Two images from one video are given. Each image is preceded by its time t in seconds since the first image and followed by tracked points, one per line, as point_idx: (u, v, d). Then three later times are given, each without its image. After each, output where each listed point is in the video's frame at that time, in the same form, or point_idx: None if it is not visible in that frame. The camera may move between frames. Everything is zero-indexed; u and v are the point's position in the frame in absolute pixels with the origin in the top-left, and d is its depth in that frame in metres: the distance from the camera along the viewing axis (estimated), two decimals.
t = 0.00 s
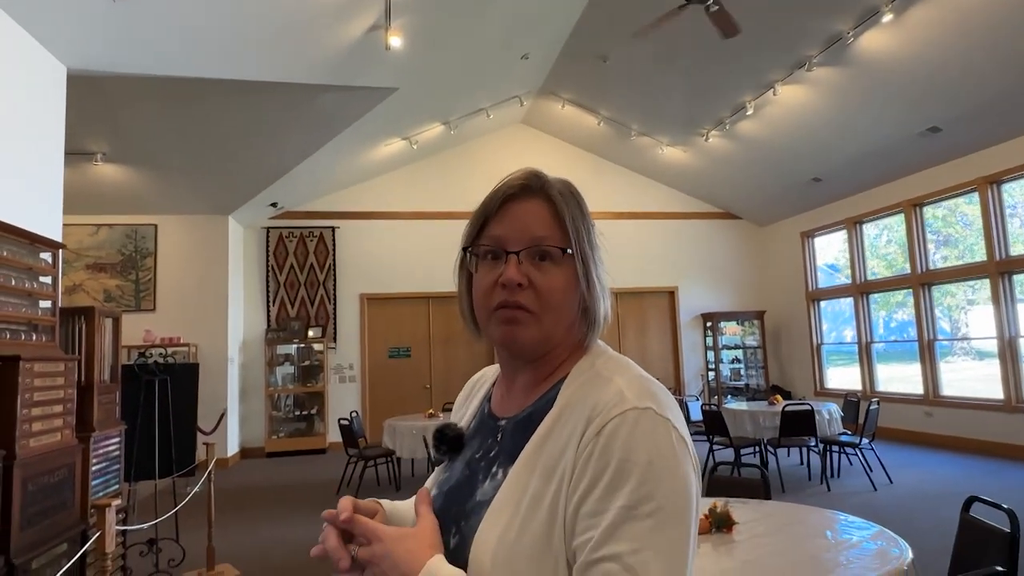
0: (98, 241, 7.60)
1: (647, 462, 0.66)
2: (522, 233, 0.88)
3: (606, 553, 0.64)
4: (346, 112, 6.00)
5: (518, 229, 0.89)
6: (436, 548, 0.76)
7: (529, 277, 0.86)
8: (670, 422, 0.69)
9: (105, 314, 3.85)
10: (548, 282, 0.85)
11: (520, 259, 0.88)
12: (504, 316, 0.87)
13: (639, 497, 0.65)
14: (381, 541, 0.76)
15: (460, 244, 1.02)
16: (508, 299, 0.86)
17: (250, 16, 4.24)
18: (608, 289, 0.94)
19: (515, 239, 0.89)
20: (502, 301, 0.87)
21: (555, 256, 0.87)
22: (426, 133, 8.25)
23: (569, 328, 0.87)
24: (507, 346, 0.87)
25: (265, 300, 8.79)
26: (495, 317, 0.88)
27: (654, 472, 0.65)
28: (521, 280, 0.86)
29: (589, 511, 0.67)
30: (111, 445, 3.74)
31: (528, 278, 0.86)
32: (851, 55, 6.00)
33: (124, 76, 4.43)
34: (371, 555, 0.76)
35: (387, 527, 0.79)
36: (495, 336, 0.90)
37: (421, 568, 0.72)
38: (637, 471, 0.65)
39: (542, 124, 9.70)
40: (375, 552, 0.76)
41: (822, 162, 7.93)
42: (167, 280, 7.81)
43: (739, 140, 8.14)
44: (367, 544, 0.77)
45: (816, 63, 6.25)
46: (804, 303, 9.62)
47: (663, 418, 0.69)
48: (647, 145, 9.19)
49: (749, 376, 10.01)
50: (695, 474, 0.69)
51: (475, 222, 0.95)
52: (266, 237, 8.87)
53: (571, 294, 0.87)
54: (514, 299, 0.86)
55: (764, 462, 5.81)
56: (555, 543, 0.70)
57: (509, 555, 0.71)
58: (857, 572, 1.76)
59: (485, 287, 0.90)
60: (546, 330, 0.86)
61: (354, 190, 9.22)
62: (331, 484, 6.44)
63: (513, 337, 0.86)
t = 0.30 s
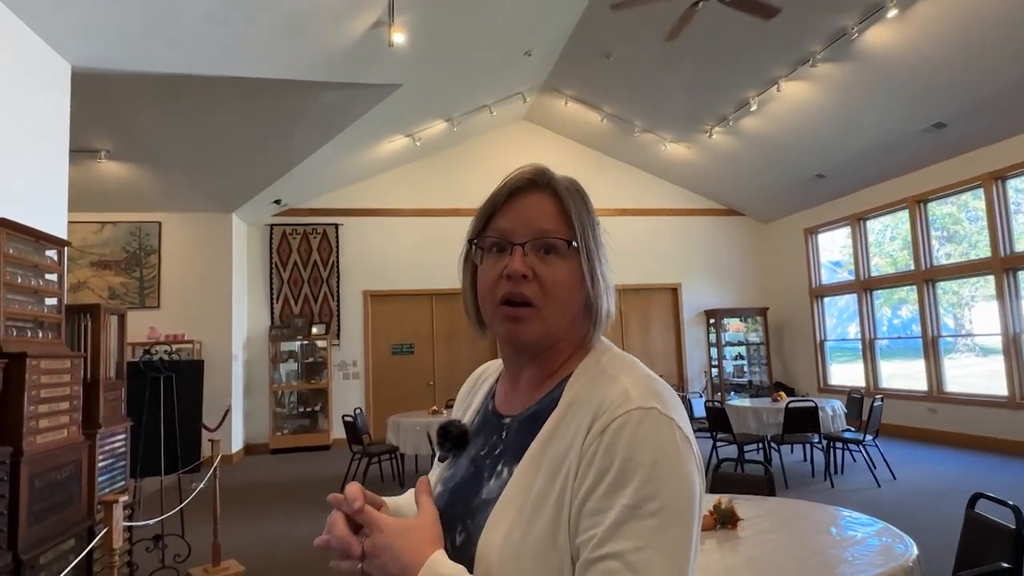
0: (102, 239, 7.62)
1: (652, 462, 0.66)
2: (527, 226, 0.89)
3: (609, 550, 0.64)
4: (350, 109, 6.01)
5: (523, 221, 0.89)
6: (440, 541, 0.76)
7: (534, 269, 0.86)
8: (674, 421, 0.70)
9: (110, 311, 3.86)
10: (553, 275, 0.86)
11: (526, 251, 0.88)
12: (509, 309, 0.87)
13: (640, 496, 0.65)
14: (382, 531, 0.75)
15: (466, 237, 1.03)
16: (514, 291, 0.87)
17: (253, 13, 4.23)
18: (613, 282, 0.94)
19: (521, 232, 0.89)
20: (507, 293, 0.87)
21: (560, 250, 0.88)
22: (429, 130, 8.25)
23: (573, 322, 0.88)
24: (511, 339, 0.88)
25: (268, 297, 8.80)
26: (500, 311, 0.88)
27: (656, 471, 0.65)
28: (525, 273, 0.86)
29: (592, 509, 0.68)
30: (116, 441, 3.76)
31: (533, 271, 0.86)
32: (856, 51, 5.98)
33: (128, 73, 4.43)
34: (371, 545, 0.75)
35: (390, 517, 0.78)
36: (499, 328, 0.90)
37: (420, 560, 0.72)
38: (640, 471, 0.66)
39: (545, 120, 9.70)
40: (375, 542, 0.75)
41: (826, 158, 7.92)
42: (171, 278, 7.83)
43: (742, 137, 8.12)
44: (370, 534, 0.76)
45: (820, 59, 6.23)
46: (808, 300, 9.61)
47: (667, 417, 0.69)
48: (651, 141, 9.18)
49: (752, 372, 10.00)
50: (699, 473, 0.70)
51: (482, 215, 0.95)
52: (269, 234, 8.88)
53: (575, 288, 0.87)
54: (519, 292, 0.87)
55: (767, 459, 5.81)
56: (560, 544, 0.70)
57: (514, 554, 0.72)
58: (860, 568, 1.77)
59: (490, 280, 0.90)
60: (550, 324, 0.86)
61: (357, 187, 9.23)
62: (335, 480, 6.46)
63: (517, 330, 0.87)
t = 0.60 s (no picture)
0: (102, 236, 7.61)
1: (660, 462, 0.65)
2: (515, 223, 0.89)
3: (616, 550, 0.64)
4: (350, 106, 6.00)
5: (512, 219, 0.90)
6: (433, 544, 0.74)
7: (521, 265, 0.86)
8: (681, 422, 0.69)
9: (110, 308, 3.85)
10: (540, 270, 0.85)
11: (513, 248, 0.88)
12: (497, 305, 0.87)
13: (648, 497, 0.65)
14: (370, 540, 0.73)
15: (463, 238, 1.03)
16: (502, 287, 0.87)
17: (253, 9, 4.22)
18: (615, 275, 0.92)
19: (509, 229, 0.90)
20: (496, 290, 0.87)
21: (549, 245, 0.87)
22: (430, 127, 8.23)
23: (564, 317, 0.87)
24: (502, 336, 0.88)
25: (269, 294, 8.80)
26: (491, 308, 0.88)
27: (665, 472, 0.65)
28: (513, 269, 0.86)
29: (599, 510, 0.67)
30: (117, 439, 3.76)
31: (521, 266, 0.86)
32: (857, 48, 5.97)
33: (127, 70, 4.41)
34: (360, 552, 0.73)
35: (376, 525, 0.76)
36: (492, 326, 0.90)
37: (419, 567, 0.70)
38: (648, 472, 0.65)
39: (545, 118, 9.69)
40: (364, 550, 0.73)
41: (827, 156, 7.91)
42: (171, 275, 7.83)
43: (743, 134, 8.11)
44: (357, 544, 0.74)
45: (821, 57, 6.22)
46: (808, 297, 9.61)
47: (674, 418, 0.69)
48: (651, 139, 9.16)
49: (752, 370, 10.00)
50: (706, 474, 0.69)
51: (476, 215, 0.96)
52: (270, 232, 8.88)
53: (566, 282, 0.86)
54: (508, 287, 0.86)
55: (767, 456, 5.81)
56: (570, 545, 0.70)
57: (521, 554, 0.71)
58: (862, 566, 1.77)
59: (482, 278, 0.91)
60: (539, 319, 0.86)
61: (357, 185, 9.22)
62: (335, 478, 6.46)
63: (507, 325, 0.87)
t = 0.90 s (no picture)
0: (98, 233, 7.57)
1: (655, 451, 0.65)
2: (491, 220, 0.90)
3: (597, 520, 0.62)
4: (348, 102, 5.98)
5: (487, 217, 0.91)
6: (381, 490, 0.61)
7: (496, 257, 0.86)
8: (679, 411, 0.68)
9: (106, 306, 3.83)
10: (515, 260, 0.85)
11: (488, 243, 0.89)
12: (480, 300, 0.87)
13: (638, 476, 0.63)
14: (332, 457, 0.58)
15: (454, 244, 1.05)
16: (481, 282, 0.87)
17: (251, 4, 4.19)
18: (604, 262, 0.90)
19: (485, 226, 0.91)
20: (477, 286, 0.88)
21: (523, 236, 0.87)
22: (428, 124, 8.21)
23: (547, 306, 0.86)
24: (487, 329, 0.88)
25: (266, 291, 8.78)
26: (475, 304, 0.89)
27: (659, 456, 0.64)
28: (488, 262, 0.86)
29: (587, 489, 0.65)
30: (113, 437, 3.74)
31: (495, 258, 0.86)
32: (856, 46, 5.96)
33: (124, 66, 4.38)
34: (311, 459, 0.56)
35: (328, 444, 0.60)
36: (479, 322, 0.90)
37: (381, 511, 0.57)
38: (640, 454, 0.64)
39: (544, 115, 9.67)
40: (318, 458, 0.56)
41: (826, 154, 7.90)
42: (168, 273, 7.80)
43: (742, 132, 8.10)
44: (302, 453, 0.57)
45: (821, 54, 6.20)
46: (806, 295, 9.61)
47: (672, 408, 0.68)
48: (650, 137, 9.15)
49: (751, 369, 10.01)
50: (700, 466, 0.68)
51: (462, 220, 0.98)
52: (268, 229, 8.85)
53: (545, 271, 0.86)
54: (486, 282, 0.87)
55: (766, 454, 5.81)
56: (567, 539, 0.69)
57: (520, 548, 0.71)
58: (861, 565, 1.76)
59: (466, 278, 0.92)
60: (518, 309, 0.85)
61: (355, 182, 9.19)
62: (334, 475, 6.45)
63: (489, 319, 0.87)
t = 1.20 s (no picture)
0: (98, 231, 7.56)
1: (639, 437, 0.64)
2: (473, 229, 0.89)
3: (566, 496, 0.61)
4: (349, 101, 5.98)
5: (470, 225, 0.90)
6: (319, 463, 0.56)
7: (482, 268, 0.85)
8: (666, 400, 0.68)
9: (106, 304, 3.83)
10: (500, 269, 0.84)
11: (472, 253, 0.87)
12: (470, 311, 0.87)
13: (617, 458, 0.63)
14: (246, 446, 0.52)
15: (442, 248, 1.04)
16: (469, 294, 0.86)
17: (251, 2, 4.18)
18: (593, 258, 0.89)
19: (468, 236, 0.90)
20: (465, 298, 0.87)
21: (506, 242, 0.86)
22: (429, 122, 8.20)
23: (538, 311, 0.85)
24: (479, 338, 0.87)
25: (266, 290, 8.77)
26: (466, 316, 0.88)
27: (641, 442, 0.64)
28: (474, 274, 0.85)
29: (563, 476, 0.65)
30: (113, 435, 3.74)
31: (480, 269, 0.85)
32: (858, 45, 5.95)
33: (124, 64, 4.37)
34: (225, 435, 0.52)
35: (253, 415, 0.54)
36: (471, 332, 0.90)
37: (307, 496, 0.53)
38: (620, 437, 0.64)
39: (544, 114, 9.66)
40: (234, 434, 0.52)
41: (827, 153, 7.89)
42: (168, 272, 7.80)
43: (744, 132, 8.08)
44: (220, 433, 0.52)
45: (822, 53, 6.19)
46: (807, 294, 9.60)
47: (659, 397, 0.68)
48: (650, 135, 9.15)
49: (751, 368, 10.01)
50: (688, 455, 0.68)
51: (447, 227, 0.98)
52: (268, 228, 8.85)
53: (532, 275, 0.84)
54: (474, 293, 0.86)
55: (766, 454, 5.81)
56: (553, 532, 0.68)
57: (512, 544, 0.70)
58: (862, 565, 1.76)
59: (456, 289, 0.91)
60: (509, 318, 0.84)
61: (355, 180, 9.18)
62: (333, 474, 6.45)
63: (482, 331, 0.86)
